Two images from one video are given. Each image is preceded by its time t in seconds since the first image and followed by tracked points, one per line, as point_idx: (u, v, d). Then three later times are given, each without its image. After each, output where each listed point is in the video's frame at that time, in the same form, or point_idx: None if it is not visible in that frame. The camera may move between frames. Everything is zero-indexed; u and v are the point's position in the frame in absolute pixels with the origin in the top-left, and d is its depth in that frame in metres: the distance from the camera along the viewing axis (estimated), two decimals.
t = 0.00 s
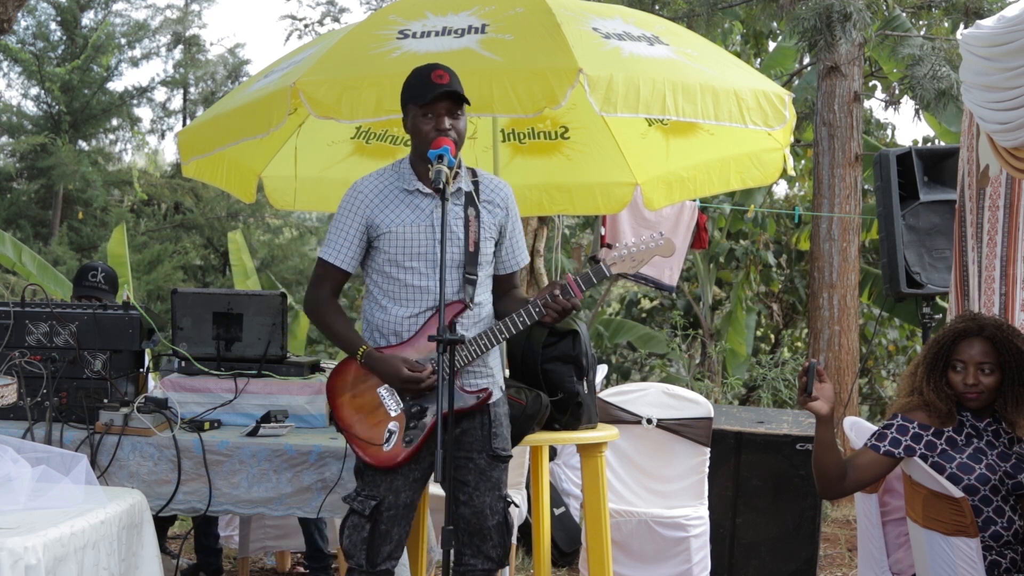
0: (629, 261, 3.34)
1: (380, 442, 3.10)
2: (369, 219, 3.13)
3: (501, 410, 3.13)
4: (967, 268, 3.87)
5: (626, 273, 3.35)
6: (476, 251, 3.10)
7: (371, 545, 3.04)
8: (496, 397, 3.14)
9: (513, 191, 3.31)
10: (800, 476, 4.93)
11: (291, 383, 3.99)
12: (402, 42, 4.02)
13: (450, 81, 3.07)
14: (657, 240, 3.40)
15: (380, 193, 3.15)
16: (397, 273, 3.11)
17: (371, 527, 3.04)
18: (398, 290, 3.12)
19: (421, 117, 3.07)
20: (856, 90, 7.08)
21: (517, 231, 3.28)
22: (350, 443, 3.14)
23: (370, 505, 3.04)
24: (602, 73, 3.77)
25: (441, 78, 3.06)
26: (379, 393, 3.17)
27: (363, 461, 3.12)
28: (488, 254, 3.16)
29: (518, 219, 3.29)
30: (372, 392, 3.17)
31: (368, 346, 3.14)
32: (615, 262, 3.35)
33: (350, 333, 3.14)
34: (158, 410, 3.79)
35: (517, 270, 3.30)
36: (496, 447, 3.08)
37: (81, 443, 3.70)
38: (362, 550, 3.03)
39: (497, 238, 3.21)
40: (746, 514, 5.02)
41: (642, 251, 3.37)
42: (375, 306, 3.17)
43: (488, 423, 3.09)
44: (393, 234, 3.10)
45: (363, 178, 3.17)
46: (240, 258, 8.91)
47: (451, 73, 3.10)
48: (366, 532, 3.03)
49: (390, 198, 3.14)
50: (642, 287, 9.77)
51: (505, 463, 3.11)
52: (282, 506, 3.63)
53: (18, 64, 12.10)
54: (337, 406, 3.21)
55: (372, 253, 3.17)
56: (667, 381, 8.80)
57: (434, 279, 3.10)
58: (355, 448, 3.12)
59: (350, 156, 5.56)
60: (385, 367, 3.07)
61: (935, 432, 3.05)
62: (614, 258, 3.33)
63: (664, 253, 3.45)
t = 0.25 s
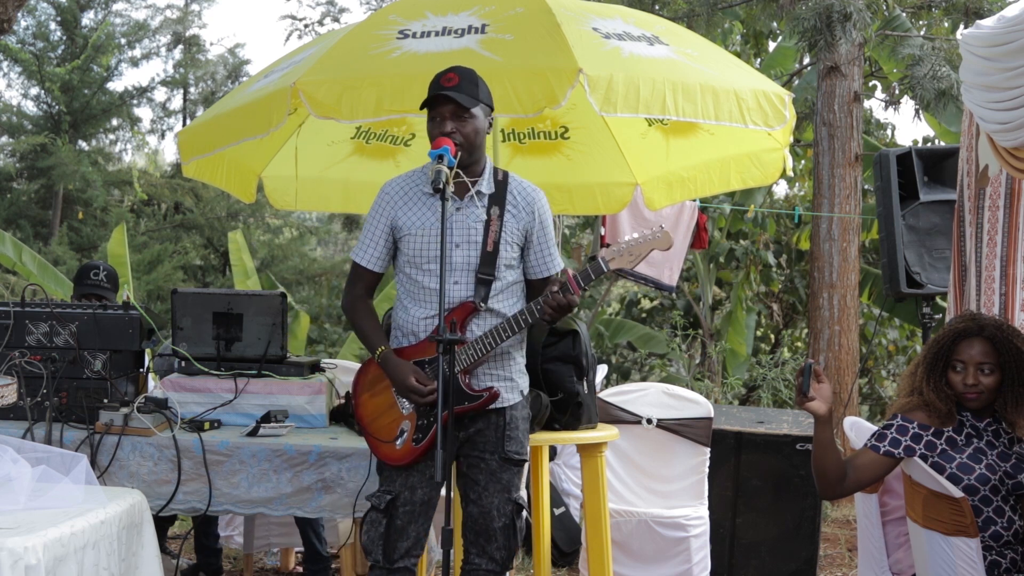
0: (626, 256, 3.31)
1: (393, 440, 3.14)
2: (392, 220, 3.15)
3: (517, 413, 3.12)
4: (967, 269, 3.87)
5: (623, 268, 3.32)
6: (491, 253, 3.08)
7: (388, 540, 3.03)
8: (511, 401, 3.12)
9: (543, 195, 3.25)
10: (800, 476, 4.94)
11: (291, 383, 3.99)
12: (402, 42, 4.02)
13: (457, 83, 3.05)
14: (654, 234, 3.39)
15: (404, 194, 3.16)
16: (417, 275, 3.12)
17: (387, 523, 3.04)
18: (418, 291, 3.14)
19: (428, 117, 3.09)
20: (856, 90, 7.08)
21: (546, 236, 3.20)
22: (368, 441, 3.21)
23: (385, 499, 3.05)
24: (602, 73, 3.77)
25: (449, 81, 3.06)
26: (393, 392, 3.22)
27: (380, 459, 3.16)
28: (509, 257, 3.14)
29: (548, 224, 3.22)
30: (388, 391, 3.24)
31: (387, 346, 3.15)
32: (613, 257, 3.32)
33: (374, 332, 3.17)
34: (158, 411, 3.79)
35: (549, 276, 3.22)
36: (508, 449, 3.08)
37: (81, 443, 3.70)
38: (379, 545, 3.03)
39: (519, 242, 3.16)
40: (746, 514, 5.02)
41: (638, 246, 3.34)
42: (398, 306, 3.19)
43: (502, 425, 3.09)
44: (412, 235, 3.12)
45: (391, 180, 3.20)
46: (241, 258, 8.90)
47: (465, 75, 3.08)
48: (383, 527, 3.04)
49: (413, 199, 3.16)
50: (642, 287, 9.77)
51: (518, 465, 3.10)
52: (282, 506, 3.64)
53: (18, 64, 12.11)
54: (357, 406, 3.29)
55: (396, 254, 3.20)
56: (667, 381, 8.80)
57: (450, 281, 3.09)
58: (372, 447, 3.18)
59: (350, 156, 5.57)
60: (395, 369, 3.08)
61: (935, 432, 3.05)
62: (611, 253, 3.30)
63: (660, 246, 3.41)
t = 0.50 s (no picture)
0: (615, 257, 3.33)
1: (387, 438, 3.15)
2: (391, 216, 3.17)
3: (509, 413, 3.11)
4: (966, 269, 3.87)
5: (612, 269, 3.33)
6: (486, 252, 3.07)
7: (411, 540, 3.03)
8: (502, 402, 3.11)
9: (543, 195, 3.23)
10: (800, 476, 4.94)
11: (291, 383, 3.99)
12: (402, 42, 4.02)
13: (463, 80, 3.06)
14: (641, 235, 3.36)
15: (404, 190, 3.18)
16: (412, 271, 3.13)
17: (407, 523, 3.04)
18: (414, 288, 3.14)
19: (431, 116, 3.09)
20: (856, 90, 7.08)
21: (545, 234, 3.17)
22: (365, 441, 3.23)
23: (400, 500, 3.05)
24: (602, 73, 3.77)
25: (455, 77, 3.06)
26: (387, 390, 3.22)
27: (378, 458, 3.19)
28: (504, 257, 3.13)
29: (547, 224, 3.19)
30: (382, 389, 3.25)
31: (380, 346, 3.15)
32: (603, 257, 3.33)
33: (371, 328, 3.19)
34: (158, 411, 3.79)
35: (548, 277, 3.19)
36: (501, 450, 3.07)
37: (81, 443, 3.70)
38: (403, 547, 3.03)
39: (516, 241, 3.14)
40: (746, 514, 5.02)
41: (626, 248, 3.34)
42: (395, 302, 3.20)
43: (494, 425, 3.09)
44: (408, 231, 3.12)
45: (392, 176, 3.22)
46: (241, 258, 8.90)
47: (470, 73, 3.09)
48: (404, 528, 3.03)
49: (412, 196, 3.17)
50: (642, 287, 9.77)
51: (511, 466, 3.09)
52: (282, 506, 3.63)
53: (18, 64, 12.11)
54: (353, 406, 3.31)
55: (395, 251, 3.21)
56: (667, 381, 8.79)
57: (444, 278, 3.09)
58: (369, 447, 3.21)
59: (350, 155, 5.57)
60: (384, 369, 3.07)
61: (935, 432, 3.05)
62: (601, 253, 3.31)
63: (649, 248, 3.37)
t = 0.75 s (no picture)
0: (617, 250, 3.33)
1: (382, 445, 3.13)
2: (372, 220, 3.15)
3: (502, 413, 3.11)
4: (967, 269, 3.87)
5: (614, 262, 3.33)
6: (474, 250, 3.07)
7: (407, 545, 3.01)
8: (495, 401, 3.11)
9: (522, 192, 3.26)
10: (800, 476, 4.94)
11: (291, 383, 3.99)
12: (401, 42, 4.02)
13: (460, 82, 3.05)
14: (643, 228, 3.37)
15: (384, 193, 3.16)
16: (397, 274, 3.11)
17: (401, 528, 3.02)
18: (398, 291, 3.12)
19: (426, 116, 3.06)
20: (856, 90, 7.08)
21: (526, 232, 3.21)
22: (358, 448, 3.20)
23: (395, 506, 3.03)
24: (602, 73, 3.77)
25: (451, 79, 3.04)
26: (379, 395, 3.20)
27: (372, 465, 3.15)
28: (491, 255, 3.13)
29: (528, 221, 3.24)
30: (372, 395, 3.22)
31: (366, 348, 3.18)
32: (605, 250, 3.34)
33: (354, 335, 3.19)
34: (158, 411, 3.79)
35: (529, 273, 3.24)
36: (497, 451, 3.07)
37: (81, 443, 3.70)
38: (399, 552, 3.01)
39: (500, 238, 3.16)
40: (746, 514, 5.02)
41: (630, 240, 3.36)
42: (379, 306, 3.18)
43: (489, 426, 3.08)
44: (393, 234, 3.11)
45: (369, 180, 3.20)
46: (240, 258, 8.90)
47: (464, 75, 3.09)
48: (399, 534, 3.01)
49: (392, 198, 3.15)
50: (642, 287, 9.77)
51: (507, 467, 3.09)
52: (282, 506, 3.63)
53: (18, 64, 12.11)
54: (342, 412, 3.28)
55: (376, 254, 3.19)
56: (667, 381, 8.79)
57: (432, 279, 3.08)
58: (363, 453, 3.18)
59: (350, 155, 5.57)
60: (379, 372, 3.07)
61: (935, 432, 3.05)
62: (603, 247, 3.32)
63: (652, 240, 3.40)
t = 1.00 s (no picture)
0: (620, 253, 3.39)
1: (380, 451, 3.08)
2: (361, 224, 3.10)
3: (500, 408, 3.12)
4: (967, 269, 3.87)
5: (617, 265, 3.39)
6: (468, 253, 3.09)
7: (404, 549, 3.01)
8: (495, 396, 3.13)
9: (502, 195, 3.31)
10: (800, 476, 4.93)
11: (291, 383, 3.99)
12: (402, 42, 4.02)
13: (456, 85, 3.06)
14: (645, 231, 3.44)
15: (371, 197, 3.13)
16: (389, 278, 3.08)
17: (398, 533, 3.02)
18: (391, 295, 3.10)
19: (422, 118, 3.05)
20: (856, 90, 7.08)
21: (507, 233, 3.28)
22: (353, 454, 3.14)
23: (391, 511, 3.01)
24: (602, 73, 3.77)
25: (449, 82, 3.05)
26: (377, 400, 3.15)
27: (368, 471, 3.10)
28: (480, 257, 3.16)
29: (508, 223, 3.30)
30: (368, 400, 3.16)
31: (369, 354, 3.10)
32: (608, 254, 3.39)
33: (343, 339, 3.10)
34: (158, 411, 3.79)
35: (509, 273, 3.30)
36: (500, 444, 3.07)
37: (81, 443, 3.70)
38: (397, 556, 3.01)
39: (488, 241, 3.20)
40: (746, 514, 5.02)
41: (633, 242, 3.42)
42: (367, 312, 3.14)
43: (489, 420, 3.08)
44: (385, 238, 3.08)
45: (352, 184, 3.15)
46: (240, 258, 8.91)
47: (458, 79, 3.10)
48: (396, 539, 3.01)
49: (380, 202, 3.12)
50: (642, 287, 9.78)
51: (511, 459, 3.10)
52: (282, 506, 3.63)
53: (18, 64, 12.11)
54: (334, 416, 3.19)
55: (363, 259, 3.14)
56: (667, 381, 8.79)
57: (426, 283, 3.08)
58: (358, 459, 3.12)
59: (350, 156, 5.56)
60: (388, 376, 3.02)
61: (935, 432, 3.05)
62: (606, 250, 3.37)
63: (654, 243, 3.47)
